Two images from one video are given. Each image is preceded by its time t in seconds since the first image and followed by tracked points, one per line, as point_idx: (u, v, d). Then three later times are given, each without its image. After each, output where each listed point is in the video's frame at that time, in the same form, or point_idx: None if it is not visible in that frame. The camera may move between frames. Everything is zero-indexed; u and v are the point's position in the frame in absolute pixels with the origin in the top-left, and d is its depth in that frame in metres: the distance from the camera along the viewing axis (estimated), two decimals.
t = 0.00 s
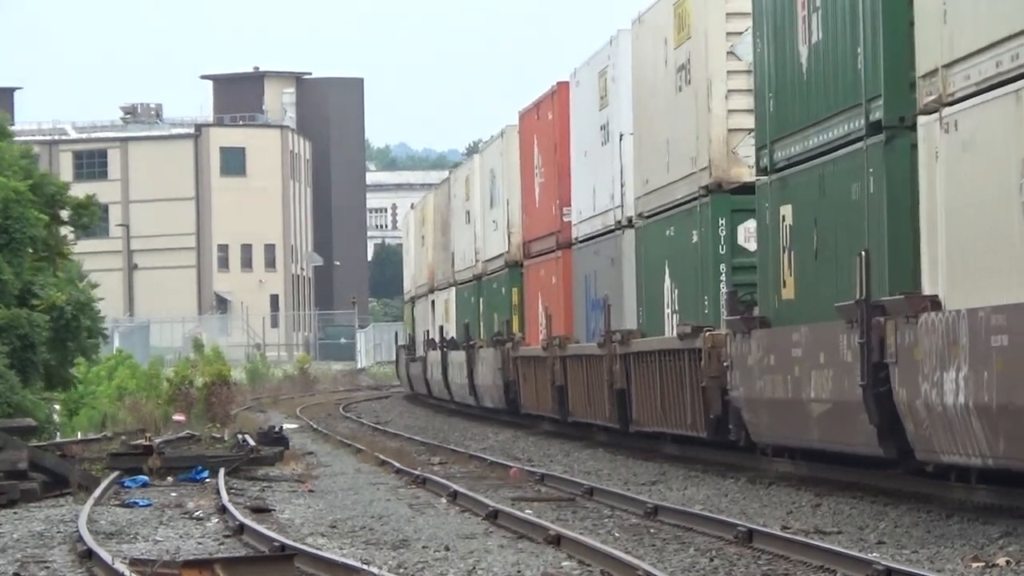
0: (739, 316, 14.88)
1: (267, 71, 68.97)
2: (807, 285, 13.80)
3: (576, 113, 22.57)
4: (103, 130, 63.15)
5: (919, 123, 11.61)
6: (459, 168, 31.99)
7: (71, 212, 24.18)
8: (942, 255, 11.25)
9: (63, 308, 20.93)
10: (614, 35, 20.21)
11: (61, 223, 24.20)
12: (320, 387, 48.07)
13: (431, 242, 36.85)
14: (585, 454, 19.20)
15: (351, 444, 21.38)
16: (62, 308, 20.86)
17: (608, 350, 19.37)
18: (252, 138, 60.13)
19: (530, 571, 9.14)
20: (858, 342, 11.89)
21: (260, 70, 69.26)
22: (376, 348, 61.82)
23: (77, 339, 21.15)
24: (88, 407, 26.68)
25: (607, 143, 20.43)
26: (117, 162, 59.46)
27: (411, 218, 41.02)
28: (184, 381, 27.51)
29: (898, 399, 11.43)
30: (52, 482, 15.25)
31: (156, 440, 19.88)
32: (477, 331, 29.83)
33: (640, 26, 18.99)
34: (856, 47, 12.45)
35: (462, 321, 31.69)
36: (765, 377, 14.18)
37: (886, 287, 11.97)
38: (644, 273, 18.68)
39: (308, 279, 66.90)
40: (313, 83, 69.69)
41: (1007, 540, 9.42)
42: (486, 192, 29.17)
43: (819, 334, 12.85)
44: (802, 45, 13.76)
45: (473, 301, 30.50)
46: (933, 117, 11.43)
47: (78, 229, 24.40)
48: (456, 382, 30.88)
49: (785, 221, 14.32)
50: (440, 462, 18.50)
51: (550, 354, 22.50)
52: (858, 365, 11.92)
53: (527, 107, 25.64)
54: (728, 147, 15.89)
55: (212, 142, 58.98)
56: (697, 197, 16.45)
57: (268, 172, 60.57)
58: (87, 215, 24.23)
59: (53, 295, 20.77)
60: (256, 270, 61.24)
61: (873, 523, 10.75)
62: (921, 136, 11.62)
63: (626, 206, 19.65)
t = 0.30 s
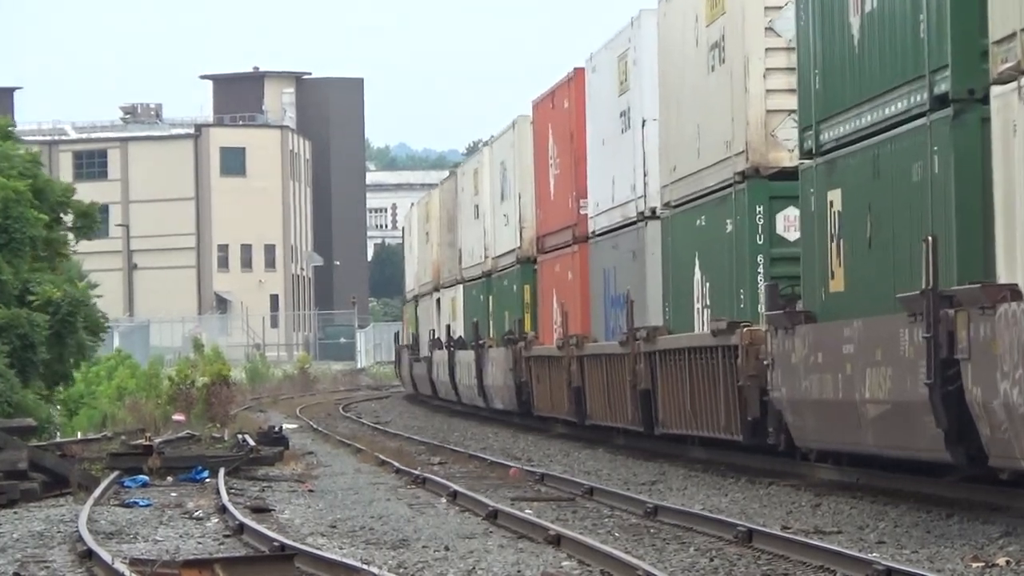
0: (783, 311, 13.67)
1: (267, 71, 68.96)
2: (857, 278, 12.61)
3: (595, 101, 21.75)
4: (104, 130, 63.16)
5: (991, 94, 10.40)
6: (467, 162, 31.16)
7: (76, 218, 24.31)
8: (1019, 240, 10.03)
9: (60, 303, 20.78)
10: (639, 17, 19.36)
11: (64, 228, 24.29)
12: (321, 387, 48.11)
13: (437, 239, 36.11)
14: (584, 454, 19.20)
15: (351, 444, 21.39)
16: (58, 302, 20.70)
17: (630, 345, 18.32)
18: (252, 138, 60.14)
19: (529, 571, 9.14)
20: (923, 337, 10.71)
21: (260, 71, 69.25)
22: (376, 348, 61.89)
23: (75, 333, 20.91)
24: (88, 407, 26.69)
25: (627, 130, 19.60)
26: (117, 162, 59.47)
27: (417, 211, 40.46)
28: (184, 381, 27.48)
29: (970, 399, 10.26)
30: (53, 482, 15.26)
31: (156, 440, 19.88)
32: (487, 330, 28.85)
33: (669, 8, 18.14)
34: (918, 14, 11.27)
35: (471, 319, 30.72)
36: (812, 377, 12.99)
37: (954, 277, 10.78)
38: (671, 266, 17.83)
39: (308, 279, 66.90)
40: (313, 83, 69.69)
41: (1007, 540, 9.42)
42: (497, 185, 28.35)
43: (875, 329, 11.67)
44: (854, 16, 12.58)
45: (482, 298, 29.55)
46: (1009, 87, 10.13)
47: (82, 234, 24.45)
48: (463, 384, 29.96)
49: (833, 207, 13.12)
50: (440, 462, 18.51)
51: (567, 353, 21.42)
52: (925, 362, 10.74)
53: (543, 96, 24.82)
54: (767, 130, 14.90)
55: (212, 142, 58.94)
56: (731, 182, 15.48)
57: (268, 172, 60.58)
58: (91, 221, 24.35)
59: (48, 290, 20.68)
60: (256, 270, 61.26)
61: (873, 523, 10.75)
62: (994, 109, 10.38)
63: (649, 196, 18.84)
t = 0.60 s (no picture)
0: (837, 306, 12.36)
1: (268, 71, 68.92)
2: (919, 270, 11.35)
3: (616, 86, 20.35)
4: (104, 130, 63.17)
5: None
6: (476, 153, 29.77)
7: (78, 219, 24.27)
8: None
9: (60, 301, 20.72)
10: None
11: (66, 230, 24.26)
12: (321, 386, 48.12)
13: (443, 235, 34.93)
14: (585, 454, 19.16)
15: (351, 444, 21.38)
16: (58, 300, 20.66)
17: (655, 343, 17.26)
18: (253, 138, 60.09)
19: (530, 571, 9.13)
20: (1003, 333, 9.59)
21: (261, 71, 69.20)
22: (377, 348, 61.90)
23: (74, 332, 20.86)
24: (89, 407, 26.68)
25: (654, 115, 18.29)
26: (118, 162, 59.46)
27: (422, 205, 39.56)
28: (184, 381, 27.44)
29: None
30: (53, 482, 15.24)
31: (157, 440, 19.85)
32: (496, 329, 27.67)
33: None
34: None
35: (481, 317, 29.44)
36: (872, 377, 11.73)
37: None
38: (702, 256, 16.58)
39: (308, 279, 66.87)
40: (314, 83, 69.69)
41: (1008, 539, 9.40)
42: (506, 178, 26.96)
43: (944, 323, 10.46)
44: None
45: (492, 295, 28.20)
46: None
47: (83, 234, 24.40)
48: (473, 386, 28.92)
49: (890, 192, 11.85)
50: (440, 462, 18.49)
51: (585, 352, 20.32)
52: (1004, 361, 9.62)
53: (557, 83, 23.44)
54: (812, 111, 13.45)
55: (213, 142, 58.90)
56: (773, 167, 14.09)
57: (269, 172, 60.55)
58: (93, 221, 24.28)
59: (48, 287, 20.65)
60: (256, 270, 61.25)
61: (874, 523, 10.73)
62: None
63: (678, 184, 17.41)
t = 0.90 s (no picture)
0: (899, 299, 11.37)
1: (268, 71, 68.90)
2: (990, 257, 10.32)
3: (640, 70, 19.46)
4: (105, 130, 63.22)
5: None
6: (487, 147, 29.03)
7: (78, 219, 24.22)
8: None
9: (61, 301, 20.73)
10: None
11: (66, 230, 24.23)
12: (321, 387, 48.18)
13: (451, 231, 34.29)
14: (586, 454, 19.21)
15: (352, 444, 21.42)
16: (58, 301, 20.62)
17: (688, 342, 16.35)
18: (253, 138, 60.08)
19: (530, 571, 9.14)
20: None
21: (262, 71, 69.18)
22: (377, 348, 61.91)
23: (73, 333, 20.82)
24: (89, 407, 26.72)
25: (685, 98, 17.25)
26: (118, 162, 59.48)
27: (427, 201, 39.02)
28: (183, 381, 27.45)
29: None
30: (53, 483, 15.25)
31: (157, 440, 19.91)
32: (510, 329, 26.94)
33: None
34: None
35: (493, 316, 28.69)
36: (937, 375, 10.76)
37: None
38: (736, 246, 15.83)
39: (309, 279, 66.87)
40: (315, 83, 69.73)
41: (1008, 540, 9.41)
42: (520, 169, 26.13)
43: None
44: None
45: (505, 293, 27.51)
46: None
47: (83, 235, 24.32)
48: (484, 388, 28.16)
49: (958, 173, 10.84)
50: (441, 462, 18.53)
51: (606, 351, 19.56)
52: None
53: (577, 68, 22.57)
54: (864, 87, 12.69)
55: (213, 142, 58.91)
56: (818, 151, 13.29)
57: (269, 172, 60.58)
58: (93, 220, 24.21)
59: (49, 287, 20.63)
60: (257, 270, 61.28)
61: (875, 523, 10.73)
62: None
63: (710, 170, 16.45)
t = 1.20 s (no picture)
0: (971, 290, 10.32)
1: (268, 71, 68.86)
2: None
3: (665, 53, 18.55)
4: (105, 130, 63.24)
5: None
6: (499, 140, 28.16)
7: (77, 219, 24.19)
8: None
9: (60, 305, 20.74)
10: None
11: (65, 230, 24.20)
12: (321, 387, 48.26)
13: (459, 228, 33.40)
14: (585, 454, 19.26)
15: (351, 444, 21.44)
16: (58, 305, 20.67)
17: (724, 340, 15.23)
18: (252, 138, 60.08)
19: (530, 571, 9.14)
20: None
21: (261, 71, 69.17)
22: (377, 349, 61.96)
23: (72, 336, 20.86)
24: (89, 408, 26.73)
25: (714, 78, 16.65)
26: (118, 162, 59.49)
27: (434, 196, 38.25)
28: (183, 382, 27.47)
29: None
30: (53, 483, 15.25)
31: (157, 440, 19.96)
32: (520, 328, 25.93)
33: None
34: None
35: (502, 315, 27.64)
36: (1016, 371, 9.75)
37: None
38: (777, 238, 14.84)
39: (309, 279, 66.87)
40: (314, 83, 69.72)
41: (1008, 540, 9.42)
42: (534, 162, 25.21)
43: None
44: None
45: (517, 291, 26.49)
46: None
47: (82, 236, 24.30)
48: (493, 388, 27.31)
49: None
50: (441, 463, 18.55)
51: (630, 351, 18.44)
52: None
53: (594, 55, 21.67)
54: (927, 60, 11.70)
55: (213, 142, 58.92)
56: (874, 130, 12.32)
57: (268, 172, 60.60)
58: (93, 222, 24.20)
59: (49, 290, 20.67)
60: (257, 271, 61.31)
61: (874, 524, 10.75)
62: None
63: (743, 156, 15.67)
